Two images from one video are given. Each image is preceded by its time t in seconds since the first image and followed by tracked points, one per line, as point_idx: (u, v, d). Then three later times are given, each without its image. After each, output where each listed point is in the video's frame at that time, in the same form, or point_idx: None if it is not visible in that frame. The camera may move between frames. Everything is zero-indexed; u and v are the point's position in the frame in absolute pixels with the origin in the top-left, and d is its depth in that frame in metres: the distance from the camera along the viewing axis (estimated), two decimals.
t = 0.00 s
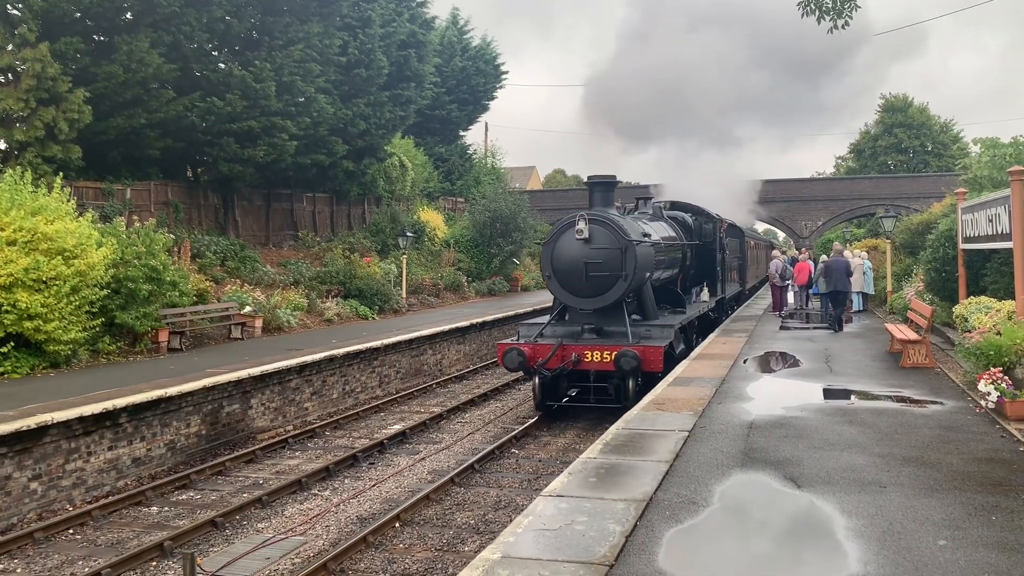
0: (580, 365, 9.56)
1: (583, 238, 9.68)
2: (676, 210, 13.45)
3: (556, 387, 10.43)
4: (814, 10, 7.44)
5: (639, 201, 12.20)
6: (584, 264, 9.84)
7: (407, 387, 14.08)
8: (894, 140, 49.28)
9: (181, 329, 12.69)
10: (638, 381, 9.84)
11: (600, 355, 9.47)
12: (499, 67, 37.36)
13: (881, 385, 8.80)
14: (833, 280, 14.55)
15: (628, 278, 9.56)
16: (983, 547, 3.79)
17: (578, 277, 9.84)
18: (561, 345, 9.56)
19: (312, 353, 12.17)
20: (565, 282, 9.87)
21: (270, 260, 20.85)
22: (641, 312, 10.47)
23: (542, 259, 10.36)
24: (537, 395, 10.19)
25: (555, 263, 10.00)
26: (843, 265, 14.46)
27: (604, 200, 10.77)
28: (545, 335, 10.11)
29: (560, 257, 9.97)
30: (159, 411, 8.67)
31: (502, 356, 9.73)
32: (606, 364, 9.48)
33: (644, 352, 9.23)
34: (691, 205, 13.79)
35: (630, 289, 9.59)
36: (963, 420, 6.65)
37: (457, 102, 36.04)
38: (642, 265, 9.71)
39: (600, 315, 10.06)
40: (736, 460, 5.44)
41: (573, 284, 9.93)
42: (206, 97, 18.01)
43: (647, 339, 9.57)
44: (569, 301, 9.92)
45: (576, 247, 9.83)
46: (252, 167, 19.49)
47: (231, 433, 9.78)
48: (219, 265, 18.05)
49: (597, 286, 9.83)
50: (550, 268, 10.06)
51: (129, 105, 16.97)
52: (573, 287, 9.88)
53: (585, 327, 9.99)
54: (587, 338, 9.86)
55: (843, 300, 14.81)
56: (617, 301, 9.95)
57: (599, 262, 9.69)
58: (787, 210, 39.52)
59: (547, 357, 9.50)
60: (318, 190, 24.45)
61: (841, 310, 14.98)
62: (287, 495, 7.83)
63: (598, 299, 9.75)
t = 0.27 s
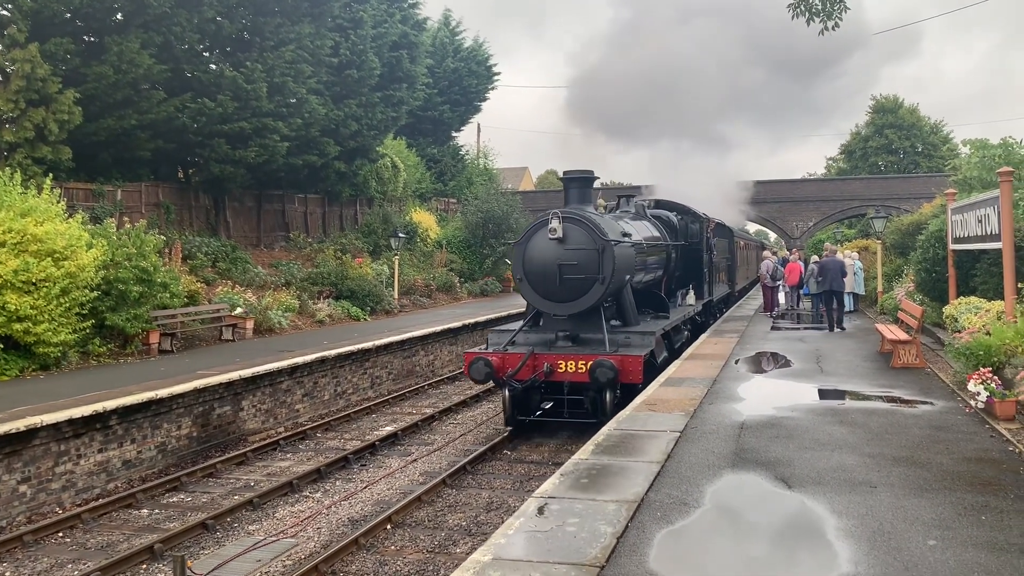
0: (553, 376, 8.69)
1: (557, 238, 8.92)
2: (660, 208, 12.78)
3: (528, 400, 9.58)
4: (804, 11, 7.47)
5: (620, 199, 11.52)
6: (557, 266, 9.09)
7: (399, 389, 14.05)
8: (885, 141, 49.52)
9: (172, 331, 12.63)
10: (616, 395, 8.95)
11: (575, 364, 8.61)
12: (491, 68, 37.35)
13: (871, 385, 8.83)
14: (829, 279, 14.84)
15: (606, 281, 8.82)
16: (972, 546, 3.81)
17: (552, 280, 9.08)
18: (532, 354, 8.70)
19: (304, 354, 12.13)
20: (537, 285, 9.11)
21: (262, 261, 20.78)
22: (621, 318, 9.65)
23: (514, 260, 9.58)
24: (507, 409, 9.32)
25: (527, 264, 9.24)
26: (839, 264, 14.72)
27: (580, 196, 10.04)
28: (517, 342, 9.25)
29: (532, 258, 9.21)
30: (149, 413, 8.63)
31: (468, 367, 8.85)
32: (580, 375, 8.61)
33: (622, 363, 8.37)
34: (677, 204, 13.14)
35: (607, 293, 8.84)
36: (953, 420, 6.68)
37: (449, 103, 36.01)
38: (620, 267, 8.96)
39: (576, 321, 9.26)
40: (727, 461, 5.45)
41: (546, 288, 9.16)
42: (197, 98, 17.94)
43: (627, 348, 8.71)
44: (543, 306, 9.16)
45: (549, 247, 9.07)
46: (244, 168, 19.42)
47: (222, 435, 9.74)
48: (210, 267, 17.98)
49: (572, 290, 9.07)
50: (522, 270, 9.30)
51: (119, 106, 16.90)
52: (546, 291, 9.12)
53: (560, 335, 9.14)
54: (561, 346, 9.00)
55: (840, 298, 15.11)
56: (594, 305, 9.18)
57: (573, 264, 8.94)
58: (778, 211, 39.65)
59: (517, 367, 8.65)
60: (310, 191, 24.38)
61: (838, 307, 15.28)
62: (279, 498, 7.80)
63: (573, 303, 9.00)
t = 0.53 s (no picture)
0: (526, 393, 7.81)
1: (530, 239, 8.01)
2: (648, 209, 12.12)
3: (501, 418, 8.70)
4: (798, 14, 7.49)
5: (605, 198, 10.78)
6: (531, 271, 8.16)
7: (395, 393, 14.02)
8: (880, 144, 49.63)
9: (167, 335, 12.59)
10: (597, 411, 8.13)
11: (551, 379, 7.75)
12: (488, 71, 37.37)
13: (868, 387, 8.83)
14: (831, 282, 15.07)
15: (585, 287, 7.92)
16: (968, 548, 3.81)
17: (525, 286, 8.14)
18: (503, 367, 7.82)
19: (299, 359, 12.10)
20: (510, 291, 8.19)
21: (257, 265, 20.73)
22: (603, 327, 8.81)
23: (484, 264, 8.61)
24: (478, 426, 8.51)
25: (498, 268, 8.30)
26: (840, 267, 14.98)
27: (557, 195, 9.03)
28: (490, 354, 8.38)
29: (503, 263, 8.26)
30: (144, 418, 8.59)
31: (432, 382, 7.95)
32: (556, 392, 7.75)
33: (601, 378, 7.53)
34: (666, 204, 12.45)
35: (587, 300, 7.95)
36: (949, 422, 6.68)
37: (445, 106, 36.01)
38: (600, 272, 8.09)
39: (553, 331, 8.40)
40: (724, 464, 5.44)
41: (519, 294, 8.22)
42: (192, 101, 17.91)
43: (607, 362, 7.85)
44: (515, 314, 8.21)
45: (522, 251, 8.15)
46: (239, 172, 19.38)
47: (218, 439, 9.70)
48: (205, 271, 17.92)
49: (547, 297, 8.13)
50: (493, 275, 8.35)
51: (114, 110, 16.86)
52: (518, 298, 8.18)
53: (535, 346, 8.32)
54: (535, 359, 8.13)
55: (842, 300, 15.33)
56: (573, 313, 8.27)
57: (548, 269, 8.02)
58: (774, 213, 39.72)
59: (487, 383, 7.77)
60: (306, 194, 24.33)
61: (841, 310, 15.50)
62: (274, 502, 7.77)
63: (549, 312, 8.08)
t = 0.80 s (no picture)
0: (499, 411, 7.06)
1: (507, 241, 7.27)
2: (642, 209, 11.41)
3: (479, 438, 7.91)
4: (803, 16, 7.49)
5: (595, 198, 10.12)
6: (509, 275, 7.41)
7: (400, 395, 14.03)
8: (885, 146, 49.53)
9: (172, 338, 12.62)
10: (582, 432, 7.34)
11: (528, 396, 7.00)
12: (492, 74, 37.40)
13: (873, 391, 8.81)
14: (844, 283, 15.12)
15: (568, 293, 7.19)
16: (973, 552, 3.80)
17: (502, 292, 7.41)
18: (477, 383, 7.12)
19: (303, 361, 12.12)
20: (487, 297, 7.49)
21: (262, 268, 20.76)
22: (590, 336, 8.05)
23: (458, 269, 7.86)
24: (450, 447, 7.73)
25: (474, 272, 7.57)
26: (851, 268, 15.04)
27: (540, 191, 8.30)
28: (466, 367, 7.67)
29: (479, 267, 7.53)
30: (149, 420, 8.61)
31: (398, 399, 7.26)
32: (534, 410, 7.00)
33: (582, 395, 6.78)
34: (661, 203, 11.77)
35: (570, 307, 7.23)
36: (955, 425, 6.66)
37: (449, 109, 36.04)
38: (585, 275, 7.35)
39: (535, 341, 7.68)
40: (728, 468, 5.43)
41: (496, 302, 7.48)
42: (197, 105, 17.96)
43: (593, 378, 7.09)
44: (492, 323, 7.50)
45: (499, 253, 7.42)
46: (244, 175, 19.43)
47: (222, 442, 9.71)
48: (211, 274, 17.96)
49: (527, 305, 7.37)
50: (468, 281, 7.62)
51: (119, 113, 16.90)
52: (497, 306, 7.46)
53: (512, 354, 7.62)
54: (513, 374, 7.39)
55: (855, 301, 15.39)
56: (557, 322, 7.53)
57: (527, 272, 7.29)
58: (779, 216, 39.67)
59: (458, 400, 7.07)
60: (311, 197, 24.38)
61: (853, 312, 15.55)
62: (278, 504, 7.78)
63: (530, 320, 7.37)
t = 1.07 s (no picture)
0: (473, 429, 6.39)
1: (485, 240, 6.61)
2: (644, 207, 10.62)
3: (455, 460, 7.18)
4: (816, 17, 7.46)
5: (591, 194, 9.40)
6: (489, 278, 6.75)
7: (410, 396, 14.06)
8: (898, 148, 49.22)
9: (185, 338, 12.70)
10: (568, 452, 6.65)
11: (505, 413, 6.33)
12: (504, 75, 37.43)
13: (885, 394, 8.76)
14: (859, 284, 15.02)
15: (553, 298, 6.54)
16: (986, 556, 3.77)
17: (480, 298, 6.73)
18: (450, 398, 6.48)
19: (314, 361, 12.17)
20: (464, 304, 6.81)
21: (274, 268, 20.85)
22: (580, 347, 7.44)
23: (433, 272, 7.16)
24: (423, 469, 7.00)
25: (449, 277, 6.88)
26: (867, 269, 14.94)
27: (526, 186, 7.56)
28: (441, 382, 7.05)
29: (455, 270, 6.85)
30: (162, 419, 8.67)
31: (361, 416, 6.58)
32: (512, 430, 6.32)
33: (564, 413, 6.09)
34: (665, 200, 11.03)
35: (556, 313, 6.58)
36: (968, 429, 6.61)
37: (461, 110, 36.06)
38: (573, 278, 6.70)
39: (519, 353, 7.10)
40: (739, 470, 5.42)
41: (475, 309, 6.80)
42: (210, 105, 18.08)
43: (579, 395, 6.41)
44: (472, 332, 6.83)
45: (477, 254, 6.75)
46: (257, 176, 19.52)
47: (234, 441, 9.76)
48: (223, 274, 18.05)
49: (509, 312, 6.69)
50: (444, 286, 6.94)
51: (133, 114, 17.03)
52: (477, 313, 6.79)
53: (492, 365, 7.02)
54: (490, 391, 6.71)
55: (869, 302, 15.29)
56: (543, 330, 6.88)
57: (507, 276, 6.62)
58: (791, 218, 39.49)
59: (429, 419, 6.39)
60: (322, 198, 24.47)
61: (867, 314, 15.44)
62: (289, 504, 7.82)
63: (512, 328, 6.71)
